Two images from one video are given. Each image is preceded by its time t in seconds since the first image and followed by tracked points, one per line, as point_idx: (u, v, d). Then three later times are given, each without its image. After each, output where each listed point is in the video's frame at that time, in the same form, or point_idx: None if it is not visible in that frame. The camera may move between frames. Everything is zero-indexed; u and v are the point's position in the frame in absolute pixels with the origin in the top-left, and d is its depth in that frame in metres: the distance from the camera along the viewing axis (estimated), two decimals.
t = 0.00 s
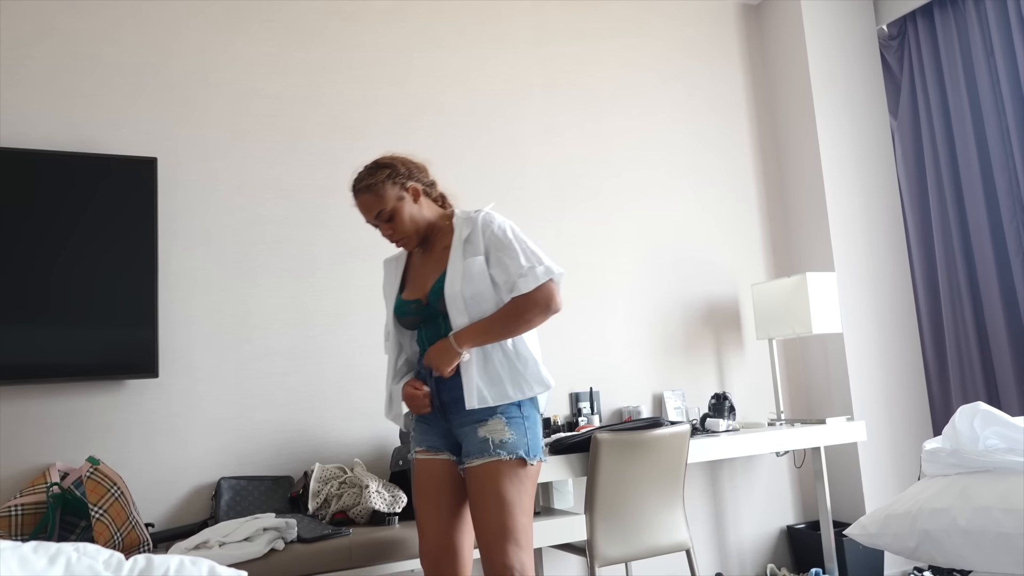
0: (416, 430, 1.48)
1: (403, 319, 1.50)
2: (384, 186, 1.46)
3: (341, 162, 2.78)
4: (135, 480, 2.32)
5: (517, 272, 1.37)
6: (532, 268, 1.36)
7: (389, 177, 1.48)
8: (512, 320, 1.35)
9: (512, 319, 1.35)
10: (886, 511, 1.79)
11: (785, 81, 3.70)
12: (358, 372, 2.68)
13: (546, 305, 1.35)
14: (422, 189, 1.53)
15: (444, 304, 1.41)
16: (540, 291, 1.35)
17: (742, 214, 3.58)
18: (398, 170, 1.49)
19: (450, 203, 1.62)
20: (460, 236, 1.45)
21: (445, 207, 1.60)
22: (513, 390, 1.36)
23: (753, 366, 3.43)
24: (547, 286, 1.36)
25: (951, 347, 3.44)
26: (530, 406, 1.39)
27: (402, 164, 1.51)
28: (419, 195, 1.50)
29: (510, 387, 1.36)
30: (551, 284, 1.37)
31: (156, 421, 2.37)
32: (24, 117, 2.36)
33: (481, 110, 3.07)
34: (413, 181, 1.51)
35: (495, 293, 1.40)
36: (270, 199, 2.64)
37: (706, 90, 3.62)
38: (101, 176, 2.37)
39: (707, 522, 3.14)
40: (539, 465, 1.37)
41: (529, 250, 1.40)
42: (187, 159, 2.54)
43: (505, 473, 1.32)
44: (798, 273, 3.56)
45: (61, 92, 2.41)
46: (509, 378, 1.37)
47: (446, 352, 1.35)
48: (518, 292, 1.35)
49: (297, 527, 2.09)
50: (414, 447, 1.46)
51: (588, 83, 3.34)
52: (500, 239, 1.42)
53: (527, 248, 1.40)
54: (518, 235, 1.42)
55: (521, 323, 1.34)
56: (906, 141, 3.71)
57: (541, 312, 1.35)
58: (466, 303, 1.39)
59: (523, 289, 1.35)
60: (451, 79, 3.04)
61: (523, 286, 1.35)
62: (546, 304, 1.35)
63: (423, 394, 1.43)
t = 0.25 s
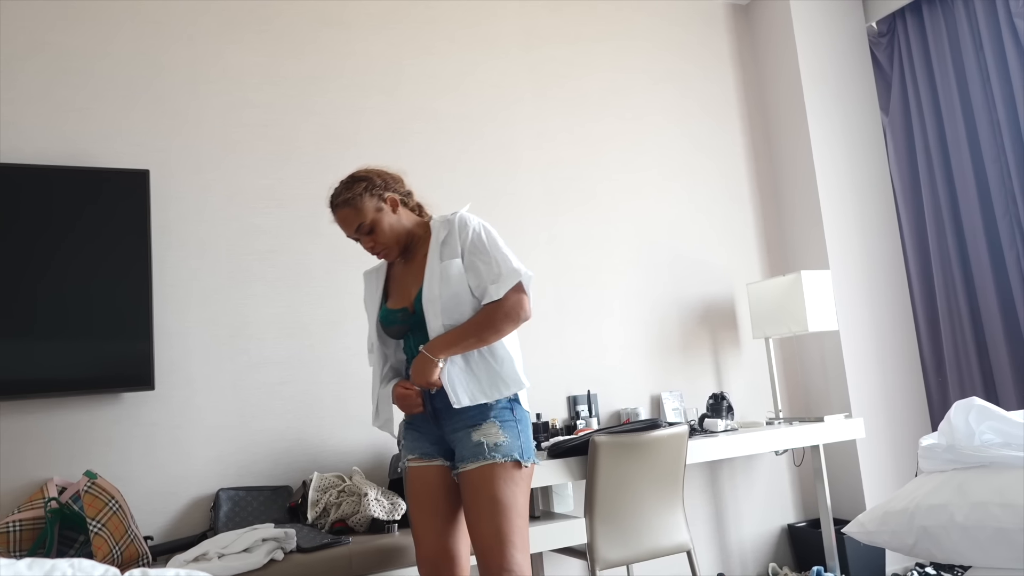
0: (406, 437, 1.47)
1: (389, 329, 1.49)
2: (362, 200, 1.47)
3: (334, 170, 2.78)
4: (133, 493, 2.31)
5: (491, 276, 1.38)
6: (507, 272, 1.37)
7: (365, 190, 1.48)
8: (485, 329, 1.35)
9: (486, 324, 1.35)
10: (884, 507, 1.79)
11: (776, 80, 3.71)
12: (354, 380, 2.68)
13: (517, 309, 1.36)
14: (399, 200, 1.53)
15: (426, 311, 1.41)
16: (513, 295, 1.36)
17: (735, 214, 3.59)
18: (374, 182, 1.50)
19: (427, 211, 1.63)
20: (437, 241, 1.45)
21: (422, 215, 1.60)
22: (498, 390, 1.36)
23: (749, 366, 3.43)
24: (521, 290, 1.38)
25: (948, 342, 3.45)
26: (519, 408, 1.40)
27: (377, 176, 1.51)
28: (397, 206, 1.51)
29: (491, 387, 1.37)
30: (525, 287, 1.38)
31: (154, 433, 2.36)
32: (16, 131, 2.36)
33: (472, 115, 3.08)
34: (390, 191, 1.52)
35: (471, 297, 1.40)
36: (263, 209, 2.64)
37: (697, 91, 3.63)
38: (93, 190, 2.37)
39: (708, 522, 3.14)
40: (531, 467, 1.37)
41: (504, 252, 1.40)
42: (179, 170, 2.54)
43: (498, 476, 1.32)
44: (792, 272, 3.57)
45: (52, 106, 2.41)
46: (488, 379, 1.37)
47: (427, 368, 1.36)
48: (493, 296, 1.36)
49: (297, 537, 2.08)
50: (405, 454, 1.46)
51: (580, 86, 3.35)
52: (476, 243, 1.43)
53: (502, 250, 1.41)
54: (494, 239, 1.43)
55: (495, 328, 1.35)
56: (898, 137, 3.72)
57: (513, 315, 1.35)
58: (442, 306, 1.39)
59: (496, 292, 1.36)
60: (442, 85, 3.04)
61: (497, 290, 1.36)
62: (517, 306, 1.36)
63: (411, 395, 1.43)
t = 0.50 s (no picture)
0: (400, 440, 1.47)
1: (378, 329, 1.49)
2: (356, 200, 1.47)
3: (330, 174, 2.78)
4: (129, 498, 2.30)
5: (491, 277, 1.39)
6: (506, 273, 1.38)
7: (358, 191, 1.48)
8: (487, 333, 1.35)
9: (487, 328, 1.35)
10: (881, 510, 1.79)
11: (771, 83, 3.71)
12: (351, 384, 2.67)
13: (517, 309, 1.37)
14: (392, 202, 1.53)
15: (419, 312, 1.40)
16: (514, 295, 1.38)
17: (732, 217, 3.59)
18: (368, 183, 1.50)
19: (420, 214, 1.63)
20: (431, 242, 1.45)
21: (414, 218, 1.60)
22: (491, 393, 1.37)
23: (747, 368, 3.43)
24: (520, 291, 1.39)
25: (944, 345, 3.45)
26: (511, 410, 1.40)
27: (370, 177, 1.51)
28: (390, 207, 1.51)
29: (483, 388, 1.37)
30: (524, 288, 1.39)
31: (150, 438, 2.36)
32: (12, 135, 2.35)
33: (469, 119, 3.08)
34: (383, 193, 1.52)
35: (468, 299, 1.40)
36: (259, 213, 2.64)
37: (693, 94, 3.64)
38: (89, 194, 2.36)
39: (706, 525, 3.14)
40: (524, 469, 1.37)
41: (502, 254, 1.42)
42: (175, 174, 2.53)
43: (489, 477, 1.31)
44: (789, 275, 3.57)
45: (48, 110, 2.41)
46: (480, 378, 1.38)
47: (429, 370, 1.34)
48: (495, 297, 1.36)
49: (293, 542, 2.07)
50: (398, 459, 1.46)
51: (576, 90, 3.35)
52: (470, 245, 1.43)
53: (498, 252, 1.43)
54: (489, 241, 1.44)
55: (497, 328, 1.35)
56: (893, 140, 3.73)
57: (512, 312, 1.36)
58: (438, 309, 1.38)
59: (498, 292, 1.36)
60: (438, 89, 3.05)
61: (499, 291, 1.37)
62: (517, 305, 1.37)
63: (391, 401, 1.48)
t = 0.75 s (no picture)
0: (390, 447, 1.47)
1: (369, 330, 1.48)
2: (363, 192, 1.46)
3: (325, 179, 2.78)
4: (125, 505, 2.29)
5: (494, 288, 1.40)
6: (511, 286, 1.40)
7: (366, 183, 1.48)
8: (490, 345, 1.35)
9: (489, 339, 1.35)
10: (878, 510, 1.80)
11: (766, 85, 3.72)
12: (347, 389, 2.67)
13: (519, 322, 1.38)
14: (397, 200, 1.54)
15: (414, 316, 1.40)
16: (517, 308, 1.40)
17: (727, 219, 3.60)
18: (376, 178, 1.50)
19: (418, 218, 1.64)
20: (433, 249, 1.46)
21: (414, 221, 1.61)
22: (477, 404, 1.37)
23: (743, 370, 3.43)
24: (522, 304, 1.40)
25: (940, 345, 3.46)
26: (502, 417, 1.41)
27: (379, 171, 1.52)
28: (394, 205, 1.51)
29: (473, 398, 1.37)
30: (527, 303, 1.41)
31: (145, 445, 2.35)
32: (6, 142, 2.35)
33: (463, 123, 3.08)
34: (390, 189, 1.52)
35: (468, 309, 1.41)
36: (254, 218, 2.63)
37: (687, 97, 3.65)
38: (84, 200, 2.36)
39: (704, 527, 3.14)
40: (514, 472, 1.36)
41: (504, 269, 1.44)
42: (170, 181, 2.53)
43: (479, 481, 1.31)
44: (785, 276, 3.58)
45: (42, 117, 2.40)
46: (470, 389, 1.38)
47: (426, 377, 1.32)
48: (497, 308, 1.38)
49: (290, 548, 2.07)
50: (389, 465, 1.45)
51: (570, 93, 3.36)
52: (473, 257, 1.45)
53: (500, 267, 1.45)
54: (491, 255, 1.47)
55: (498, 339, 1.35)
56: (887, 141, 3.74)
57: (516, 325, 1.38)
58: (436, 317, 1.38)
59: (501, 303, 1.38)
60: (433, 93, 3.05)
61: (502, 302, 1.39)
62: (519, 319, 1.39)
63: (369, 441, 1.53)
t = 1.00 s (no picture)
0: (384, 453, 1.46)
1: (365, 333, 1.47)
2: (371, 191, 1.47)
3: (322, 184, 2.78)
4: (123, 512, 2.29)
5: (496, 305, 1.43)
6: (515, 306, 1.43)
7: (375, 185, 1.49)
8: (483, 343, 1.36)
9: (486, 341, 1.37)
10: (876, 513, 1.80)
11: (762, 90, 3.73)
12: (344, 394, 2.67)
13: (519, 335, 1.40)
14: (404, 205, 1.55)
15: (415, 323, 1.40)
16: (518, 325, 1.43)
17: (724, 222, 3.60)
18: (386, 180, 1.51)
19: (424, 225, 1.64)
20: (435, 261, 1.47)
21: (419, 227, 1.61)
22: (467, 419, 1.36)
23: (741, 373, 3.44)
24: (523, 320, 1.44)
25: (937, 346, 3.47)
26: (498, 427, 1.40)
27: (389, 175, 1.53)
28: (401, 210, 1.52)
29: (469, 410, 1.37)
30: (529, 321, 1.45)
31: (143, 452, 2.35)
32: (4, 149, 2.35)
33: (460, 128, 3.09)
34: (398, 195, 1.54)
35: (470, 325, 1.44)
36: (252, 224, 2.64)
37: (684, 100, 3.66)
38: (81, 207, 2.36)
39: (703, 530, 3.14)
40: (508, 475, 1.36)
41: (506, 284, 1.46)
42: (167, 187, 2.53)
43: (475, 486, 1.31)
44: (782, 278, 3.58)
45: (39, 124, 2.41)
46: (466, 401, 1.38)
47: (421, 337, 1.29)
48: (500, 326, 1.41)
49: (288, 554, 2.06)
50: (383, 471, 1.44)
51: (567, 97, 3.36)
52: (475, 271, 1.46)
53: (503, 282, 1.47)
54: (493, 270, 1.49)
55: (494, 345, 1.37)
56: (883, 143, 3.76)
57: (515, 336, 1.40)
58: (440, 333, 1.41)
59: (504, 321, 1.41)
60: (430, 98, 3.05)
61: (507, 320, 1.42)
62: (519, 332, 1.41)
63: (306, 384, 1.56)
